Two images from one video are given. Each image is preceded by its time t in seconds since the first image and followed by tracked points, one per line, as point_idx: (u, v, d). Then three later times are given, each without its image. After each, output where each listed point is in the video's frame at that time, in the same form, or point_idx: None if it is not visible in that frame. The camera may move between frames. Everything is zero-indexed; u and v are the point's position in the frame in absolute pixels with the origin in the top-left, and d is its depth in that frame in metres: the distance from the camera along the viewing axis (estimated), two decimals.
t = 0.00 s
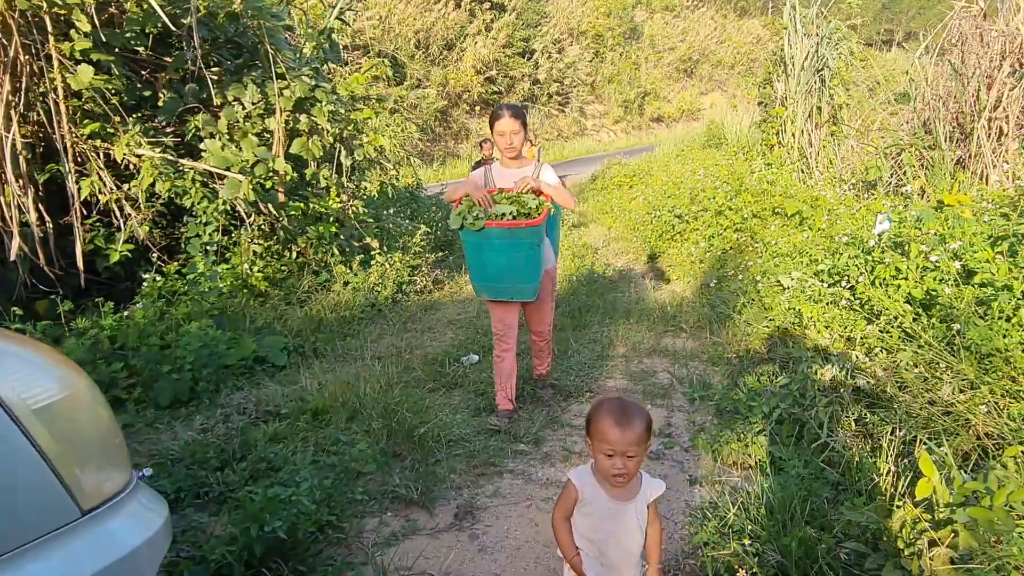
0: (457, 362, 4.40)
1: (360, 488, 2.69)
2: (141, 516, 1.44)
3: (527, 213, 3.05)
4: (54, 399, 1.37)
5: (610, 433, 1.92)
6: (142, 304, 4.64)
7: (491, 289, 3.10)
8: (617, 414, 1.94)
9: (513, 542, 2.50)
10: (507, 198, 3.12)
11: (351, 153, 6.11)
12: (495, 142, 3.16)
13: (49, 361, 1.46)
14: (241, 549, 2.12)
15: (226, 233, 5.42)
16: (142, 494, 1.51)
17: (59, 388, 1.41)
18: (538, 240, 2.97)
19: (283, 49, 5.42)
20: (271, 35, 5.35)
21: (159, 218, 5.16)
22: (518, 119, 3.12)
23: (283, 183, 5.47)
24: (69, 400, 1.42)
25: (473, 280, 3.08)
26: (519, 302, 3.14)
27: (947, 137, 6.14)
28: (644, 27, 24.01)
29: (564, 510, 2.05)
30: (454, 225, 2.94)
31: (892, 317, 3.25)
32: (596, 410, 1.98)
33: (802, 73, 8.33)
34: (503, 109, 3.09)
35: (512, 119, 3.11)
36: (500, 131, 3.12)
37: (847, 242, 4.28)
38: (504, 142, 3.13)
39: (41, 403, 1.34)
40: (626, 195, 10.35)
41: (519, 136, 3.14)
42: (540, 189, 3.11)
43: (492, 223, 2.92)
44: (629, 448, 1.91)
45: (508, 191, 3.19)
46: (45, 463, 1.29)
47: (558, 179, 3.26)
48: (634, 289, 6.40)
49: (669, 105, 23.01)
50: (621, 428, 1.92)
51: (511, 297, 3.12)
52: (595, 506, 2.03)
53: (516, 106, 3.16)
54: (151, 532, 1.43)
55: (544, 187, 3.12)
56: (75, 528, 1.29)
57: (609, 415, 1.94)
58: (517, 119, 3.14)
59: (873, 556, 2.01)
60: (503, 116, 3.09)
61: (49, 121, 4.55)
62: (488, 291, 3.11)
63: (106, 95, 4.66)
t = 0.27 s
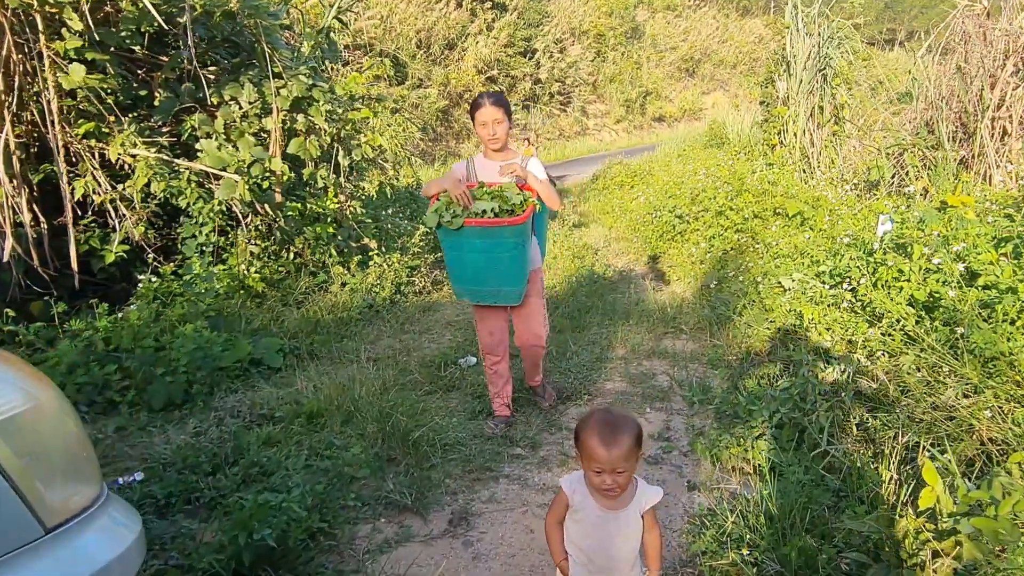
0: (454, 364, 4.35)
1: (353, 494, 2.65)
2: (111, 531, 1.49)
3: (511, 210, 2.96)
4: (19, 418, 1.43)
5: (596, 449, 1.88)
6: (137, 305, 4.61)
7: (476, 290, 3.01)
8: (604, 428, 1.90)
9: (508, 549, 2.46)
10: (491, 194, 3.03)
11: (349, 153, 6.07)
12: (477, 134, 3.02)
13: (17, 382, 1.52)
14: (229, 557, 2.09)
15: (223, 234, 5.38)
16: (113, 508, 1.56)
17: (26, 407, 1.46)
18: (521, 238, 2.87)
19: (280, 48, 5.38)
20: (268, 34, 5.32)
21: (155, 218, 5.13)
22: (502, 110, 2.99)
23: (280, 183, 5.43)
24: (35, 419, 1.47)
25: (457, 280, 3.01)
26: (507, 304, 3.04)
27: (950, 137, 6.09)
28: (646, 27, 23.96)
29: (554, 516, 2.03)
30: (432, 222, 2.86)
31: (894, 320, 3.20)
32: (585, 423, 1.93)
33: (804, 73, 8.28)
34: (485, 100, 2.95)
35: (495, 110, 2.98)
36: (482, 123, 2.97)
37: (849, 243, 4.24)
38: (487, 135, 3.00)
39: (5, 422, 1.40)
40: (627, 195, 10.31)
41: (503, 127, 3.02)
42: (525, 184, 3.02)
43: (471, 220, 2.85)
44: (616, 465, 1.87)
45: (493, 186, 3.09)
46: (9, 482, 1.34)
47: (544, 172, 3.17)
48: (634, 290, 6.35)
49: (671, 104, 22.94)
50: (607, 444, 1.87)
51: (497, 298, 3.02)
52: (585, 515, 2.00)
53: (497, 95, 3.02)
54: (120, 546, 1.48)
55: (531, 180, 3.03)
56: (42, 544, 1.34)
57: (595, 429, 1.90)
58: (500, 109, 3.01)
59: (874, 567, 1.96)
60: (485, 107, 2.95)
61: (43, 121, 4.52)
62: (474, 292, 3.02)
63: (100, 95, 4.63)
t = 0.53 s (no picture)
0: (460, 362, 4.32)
1: (355, 494, 2.63)
2: (94, 532, 1.49)
3: (517, 218, 2.76)
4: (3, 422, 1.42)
5: (583, 449, 1.85)
6: (145, 303, 4.61)
7: (479, 304, 2.79)
8: (591, 429, 1.86)
9: (511, 550, 2.43)
10: (495, 201, 2.83)
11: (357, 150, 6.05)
12: (481, 135, 2.86)
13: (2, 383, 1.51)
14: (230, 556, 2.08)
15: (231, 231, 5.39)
16: (98, 509, 1.56)
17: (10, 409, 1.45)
18: (530, 249, 2.66)
19: (287, 46, 5.37)
20: (276, 32, 5.31)
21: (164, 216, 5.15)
22: (508, 110, 2.83)
23: (288, 181, 5.43)
24: (19, 421, 1.47)
25: (458, 294, 2.78)
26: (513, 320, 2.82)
27: (965, 134, 6.01)
28: (658, 24, 23.87)
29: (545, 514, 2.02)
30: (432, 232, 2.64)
31: (907, 319, 3.14)
32: (572, 424, 1.90)
33: (817, 69, 8.20)
34: (492, 98, 2.79)
35: (502, 110, 2.82)
36: (488, 123, 2.82)
37: (861, 241, 4.19)
38: (493, 135, 2.84)
39: None
40: (637, 193, 10.25)
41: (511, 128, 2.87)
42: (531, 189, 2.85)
43: (475, 229, 2.63)
44: (602, 465, 1.84)
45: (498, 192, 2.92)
46: None
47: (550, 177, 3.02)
48: (643, 288, 6.31)
49: (683, 102, 22.82)
50: (593, 445, 1.84)
51: (502, 313, 2.80)
52: (575, 514, 1.98)
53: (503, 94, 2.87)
54: (103, 548, 1.48)
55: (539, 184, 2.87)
56: (20, 548, 1.34)
57: (581, 429, 1.87)
58: (507, 109, 2.85)
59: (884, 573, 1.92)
60: (491, 106, 2.79)
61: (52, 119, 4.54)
62: (476, 307, 2.80)
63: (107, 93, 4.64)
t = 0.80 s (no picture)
0: (485, 359, 4.32)
1: (377, 491, 2.64)
2: (104, 525, 1.51)
3: (537, 215, 2.72)
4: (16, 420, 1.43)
5: (563, 452, 1.84)
6: (176, 300, 4.68)
7: (497, 306, 2.75)
8: (569, 430, 1.85)
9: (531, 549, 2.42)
10: (516, 195, 2.80)
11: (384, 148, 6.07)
12: (507, 128, 2.87)
13: (17, 376, 1.52)
14: (251, 552, 2.10)
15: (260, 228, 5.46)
16: (108, 501, 1.58)
17: (24, 407, 1.46)
18: (549, 247, 2.62)
19: (315, 45, 5.39)
20: (303, 31, 5.35)
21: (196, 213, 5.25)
22: (538, 103, 2.83)
23: (316, 179, 5.47)
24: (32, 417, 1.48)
25: (476, 294, 2.75)
26: (533, 322, 2.77)
27: (1006, 127, 5.84)
28: (689, 18, 23.62)
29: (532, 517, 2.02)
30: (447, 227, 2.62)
31: (940, 318, 3.07)
32: (551, 426, 1.89)
33: (852, 62, 8.04)
34: (521, 89, 2.80)
35: (531, 102, 2.82)
36: (516, 114, 2.82)
37: (894, 238, 4.13)
38: (519, 127, 2.84)
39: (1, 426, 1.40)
40: (667, 189, 10.15)
41: (539, 121, 2.85)
42: (555, 185, 2.81)
43: (490, 227, 2.61)
44: (583, 465, 1.83)
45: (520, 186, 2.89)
46: None
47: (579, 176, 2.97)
48: (671, 285, 6.24)
49: (714, 97, 22.54)
50: (572, 447, 1.83)
51: (522, 315, 2.75)
52: (562, 513, 1.97)
53: (537, 88, 2.87)
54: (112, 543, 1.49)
55: (560, 179, 2.81)
56: (26, 544, 1.35)
57: (559, 431, 1.85)
58: (537, 102, 2.84)
59: None
60: (520, 97, 2.80)
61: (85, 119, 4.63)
62: (495, 308, 2.76)
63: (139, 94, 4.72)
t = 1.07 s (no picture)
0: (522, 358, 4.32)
1: (407, 488, 2.67)
2: (120, 519, 1.41)
3: (549, 216, 2.53)
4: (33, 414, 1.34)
5: (571, 436, 1.87)
6: (222, 298, 4.81)
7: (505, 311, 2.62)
8: (574, 415, 1.89)
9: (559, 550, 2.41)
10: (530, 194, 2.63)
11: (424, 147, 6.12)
12: (525, 124, 2.64)
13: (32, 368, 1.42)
14: (281, 547, 2.14)
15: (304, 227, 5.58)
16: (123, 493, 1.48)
17: (41, 399, 1.36)
18: (558, 252, 2.44)
19: (356, 47, 5.46)
20: (345, 33, 5.42)
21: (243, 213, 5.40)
22: (556, 97, 2.60)
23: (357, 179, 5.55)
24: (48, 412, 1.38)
25: (485, 298, 2.62)
26: (543, 330, 2.60)
27: None
28: (739, 11, 23.18)
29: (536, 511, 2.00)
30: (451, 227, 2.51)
31: (988, 318, 3.03)
32: (555, 414, 1.92)
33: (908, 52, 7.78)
34: (536, 82, 2.59)
35: (547, 95, 2.59)
36: (531, 109, 2.62)
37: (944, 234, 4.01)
38: (535, 123, 2.63)
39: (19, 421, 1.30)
40: (713, 185, 10.00)
41: (557, 115, 2.62)
42: (571, 185, 2.58)
43: (494, 228, 2.48)
44: (591, 447, 1.85)
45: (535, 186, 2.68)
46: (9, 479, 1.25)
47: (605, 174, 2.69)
48: (714, 283, 6.14)
49: (766, 90, 22.07)
50: (579, 429, 1.86)
51: (531, 324, 2.60)
52: (567, 503, 1.97)
53: (558, 80, 2.64)
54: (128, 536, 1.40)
55: (575, 178, 2.58)
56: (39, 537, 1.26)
57: (565, 416, 1.89)
58: (556, 95, 2.61)
59: None
60: (534, 90, 2.59)
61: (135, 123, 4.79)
62: (504, 314, 2.63)
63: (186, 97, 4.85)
